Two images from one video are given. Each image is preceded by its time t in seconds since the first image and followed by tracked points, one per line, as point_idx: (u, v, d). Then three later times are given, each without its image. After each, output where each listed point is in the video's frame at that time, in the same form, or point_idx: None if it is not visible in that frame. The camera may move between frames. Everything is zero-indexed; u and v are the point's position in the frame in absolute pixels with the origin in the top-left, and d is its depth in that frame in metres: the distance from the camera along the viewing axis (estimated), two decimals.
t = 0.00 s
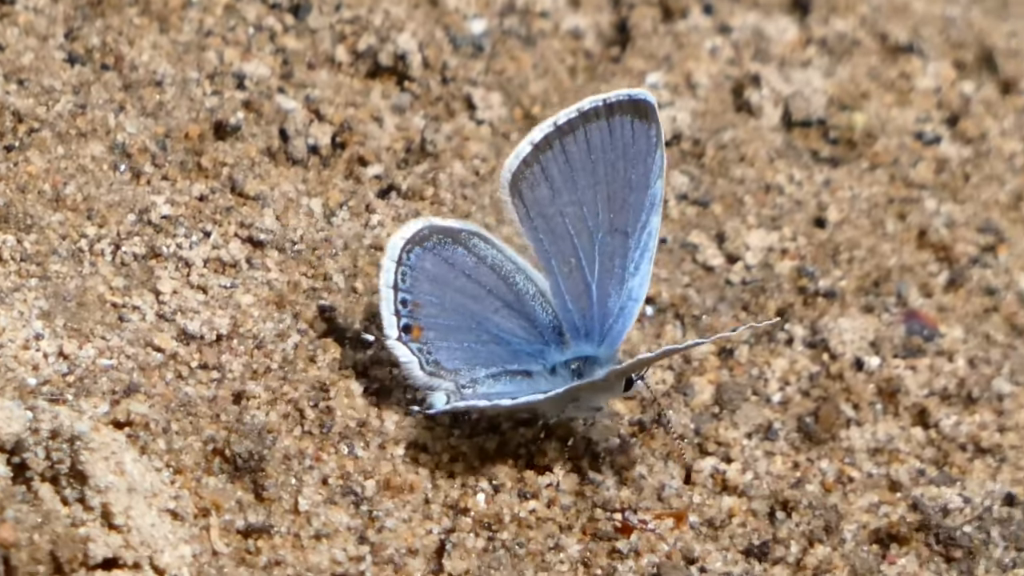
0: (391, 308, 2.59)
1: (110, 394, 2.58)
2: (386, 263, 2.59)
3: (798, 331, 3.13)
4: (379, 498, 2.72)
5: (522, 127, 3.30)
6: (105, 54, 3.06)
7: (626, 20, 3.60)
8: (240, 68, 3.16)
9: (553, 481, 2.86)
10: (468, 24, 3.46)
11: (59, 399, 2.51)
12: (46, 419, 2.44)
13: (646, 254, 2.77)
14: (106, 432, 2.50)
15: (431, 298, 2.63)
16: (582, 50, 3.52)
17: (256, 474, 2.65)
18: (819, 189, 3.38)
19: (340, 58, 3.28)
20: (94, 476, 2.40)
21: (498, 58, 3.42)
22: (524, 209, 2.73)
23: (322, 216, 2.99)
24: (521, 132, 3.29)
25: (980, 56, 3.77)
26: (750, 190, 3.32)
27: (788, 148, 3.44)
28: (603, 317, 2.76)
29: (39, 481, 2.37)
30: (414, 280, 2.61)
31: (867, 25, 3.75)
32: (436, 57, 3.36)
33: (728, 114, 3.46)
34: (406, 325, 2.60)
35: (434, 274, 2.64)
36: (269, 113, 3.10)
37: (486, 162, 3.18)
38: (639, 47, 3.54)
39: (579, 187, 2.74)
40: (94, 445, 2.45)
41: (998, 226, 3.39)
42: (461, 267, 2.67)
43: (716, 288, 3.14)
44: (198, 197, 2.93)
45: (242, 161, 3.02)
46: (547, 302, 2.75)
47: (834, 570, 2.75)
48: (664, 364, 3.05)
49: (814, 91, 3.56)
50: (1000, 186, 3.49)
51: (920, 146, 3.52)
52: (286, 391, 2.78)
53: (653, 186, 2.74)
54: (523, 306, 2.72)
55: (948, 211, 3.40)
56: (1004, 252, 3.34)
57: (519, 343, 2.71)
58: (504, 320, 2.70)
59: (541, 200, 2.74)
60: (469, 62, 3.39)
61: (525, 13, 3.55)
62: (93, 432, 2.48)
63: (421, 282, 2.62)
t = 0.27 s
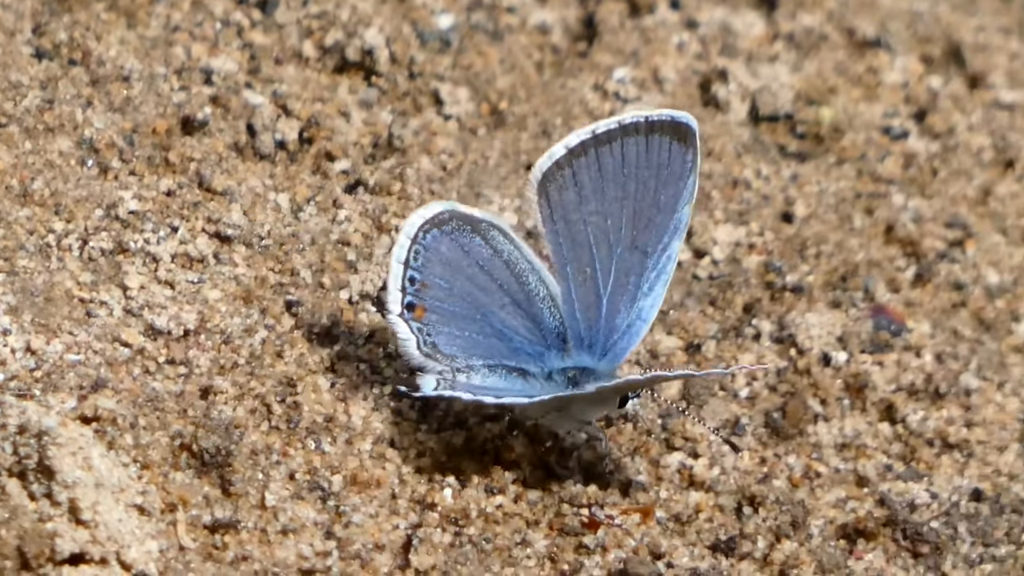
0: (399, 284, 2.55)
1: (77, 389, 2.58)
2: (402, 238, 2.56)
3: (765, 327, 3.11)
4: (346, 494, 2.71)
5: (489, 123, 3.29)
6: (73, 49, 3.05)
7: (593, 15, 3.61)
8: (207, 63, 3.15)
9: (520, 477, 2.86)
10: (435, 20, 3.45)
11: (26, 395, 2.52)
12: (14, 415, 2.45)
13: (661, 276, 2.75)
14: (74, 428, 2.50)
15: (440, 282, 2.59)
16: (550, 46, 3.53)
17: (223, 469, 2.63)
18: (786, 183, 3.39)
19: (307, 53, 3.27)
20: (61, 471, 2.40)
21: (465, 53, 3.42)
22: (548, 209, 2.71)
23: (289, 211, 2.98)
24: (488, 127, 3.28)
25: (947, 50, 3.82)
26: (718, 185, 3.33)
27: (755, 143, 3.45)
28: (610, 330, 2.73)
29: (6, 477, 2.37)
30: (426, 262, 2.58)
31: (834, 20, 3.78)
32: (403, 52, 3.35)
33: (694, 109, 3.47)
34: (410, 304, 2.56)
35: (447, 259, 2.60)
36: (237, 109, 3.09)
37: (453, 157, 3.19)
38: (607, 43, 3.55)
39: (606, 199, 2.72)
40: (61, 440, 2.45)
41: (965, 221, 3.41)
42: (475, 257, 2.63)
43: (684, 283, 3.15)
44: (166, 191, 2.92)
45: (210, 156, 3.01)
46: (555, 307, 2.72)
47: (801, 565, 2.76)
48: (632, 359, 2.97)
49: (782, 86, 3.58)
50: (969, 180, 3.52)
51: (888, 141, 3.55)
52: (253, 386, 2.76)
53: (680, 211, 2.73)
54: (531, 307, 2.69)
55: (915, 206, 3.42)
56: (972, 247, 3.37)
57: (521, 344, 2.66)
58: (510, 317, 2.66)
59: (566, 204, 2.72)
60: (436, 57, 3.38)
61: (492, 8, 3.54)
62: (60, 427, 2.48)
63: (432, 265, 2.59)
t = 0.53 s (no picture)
0: (406, 282, 2.62)
1: (46, 384, 2.50)
2: (417, 239, 2.65)
3: (734, 321, 3.13)
4: (314, 489, 2.63)
5: (457, 117, 3.32)
6: (41, 44, 3.03)
7: (560, 10, 3.67)
8: (175, 58, 3.15)
9: (488, 472, 2.85)
10: (403, 14, 3.48)
11: None
12: None
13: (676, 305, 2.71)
14: (41, 423, 2.42)
15: (449, 287, 2.64)
16: (518, 40, 3.56)
17: (192, 465, 2.56)
18: (754, 177, 3.41)
19: (275, 48, 3.29)
20: (30, 467, 2.31)
21: (433, 47, 3.45)
22: (569, 227, 2.75)
23: (257, 206, 2.97)
24: (455, 122, 3.30)
25: (913, 46, 3.91)
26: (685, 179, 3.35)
27: (723, 137, 3.46)
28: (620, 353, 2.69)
29: None
30: (438, 265, 2.65)
31: (802, 15, 3.88)
32: (370, 47, 3.37)
33: (662, 103, 3.49)
34: (416, 304, 2.61)
35: (460, 266, 2.67)
36: (205, 103, 3.09)
37: (421, 152, 3.19)
38: (574, 37, 3.60)
39: (626, 222, 2.73)
40: (29, 436, 2.36)
41: (933, 215, 3.46)
42: (491, 268, 2.69)
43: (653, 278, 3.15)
44: (133, 186, 2.90)
45: (177, 151, 2.99)
46: (568, 326, 2.72)
47: (770, 560, 2.74)
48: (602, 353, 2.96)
49: (749, 80, 3.62)
50: (936, 174, 3.57)
51: (855, 135, 3.60)
52: (221, 380, 2.71)
53: (700, 240, 2.71)
54: (543, 322, 2.70)
55: (883, 200, 3.47)
56: (939, 241, 3.41)
57: (527, 357, 2.66)
58: (519, 330, 2.67)
59: (587, 224, 2.75)
60: (404, 52, 3.40)
61: (460, 3, 3.58)
62: (28, 423, 2.39)
63: (443, 269, 2.65)
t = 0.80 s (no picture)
0: (405, 308, 2.60)
1: (17, 379, 2.51)
2: (414, 264, 2.62)
3: (704, 317, 3.15)
4: (285, 484, 2.63)
5: (428, 112, 3.34)
6: (11, 39, 3.03)
7: (531, 5, 3.69)
8: (146, 53, 3.13)
9: (459, 467, 2.85)
10: (374, 9, 3.51)
11: None
12: None
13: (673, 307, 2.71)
14: (12, 418, 2.44)
15: (449, 309, 2.63)
16: (488, 35, 3.59)
17: (162, 460, 2.55)
18: (725, 172, 3.44)
19: (246, 43, 3.28)
20: None
21: (403, 42, 3.48)
22: (562, 240, 2.75)
23: (227, 201, 2.96)
24: (426, 117, 3.33)
25: (885, 40, 3.93)
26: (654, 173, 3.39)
27: (693, 132, 3.50)
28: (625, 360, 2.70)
29: None
30: (436, 288, 2.63)
31: (773, 10, 3.91)
32: (341, 42, 3.40)
33: (633, 98, 3.52)
34: (417, 328, 2.59)
35: (459, 287, 2.65)
36: (176, 99, 3.08)
37: (391, 147, 3.20)
38: (545, 32, 3.64)
39: (617, 228, 2.73)
40: None
41: (904, 210, 3.48)
42: (489, 287, 2.68)
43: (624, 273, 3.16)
44: (104, 181, 2.88)
45: (149, 147, 2.97)
46: (571, 338, 2.73)
47: (740, 555, 2.74)
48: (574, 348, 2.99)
49: (719, 75, 3.65)
50: (907, 169, 3.59)
51: (826, 130, 3.63)
52: (191, 375, 2.70)
53: (691, 239, 2.72)
54: (546, 336, 2.70)
55: (853, 195, 3.49)
56: (910, 236, 3.42)
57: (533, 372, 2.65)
58: (522, 345, 2.67)
59: (580, 234, 2.75)
60: (375, 47, 3.43)
61: None
62: None
63: (442, 291, 2.63)
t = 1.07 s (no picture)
0: (392, 320, 2.60)
1: None
2: (395, 273, 2.61)
3: (677, 312, 3.17)
4: (259, 479, 2.63)
5: (401, 108, 3.35)
6: None
7: (504, 1, 3.71)
8: (119, 48, 3.11)
9: (433, 462, 2.84)
10: (348, 5, 3.51)
11: None
12: None
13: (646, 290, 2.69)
14: None
15: (436, 316, 2.64)
16: (461, 31, 3.61)
17: (136, 455, 2.54)
18: (698, 168, 3.44)
19: (219, 39, 3.28)
20: None
21: (376, 37, 3.49)
22: (520, 244, 2.71)
23: (201, 196, 2.95)
24: (399, 113, 3.34)
25: (859, 35, 3.94)
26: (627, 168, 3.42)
27: (667, 128, 3.51)
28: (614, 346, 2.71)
29: None
30: (421, 296, 2.63)
31: (746, 5, 3.93)
32: (314, 37, 3.40)
33: (606, 93, 3.55)
34: (405, 339, 2.61)
35: (443, 292, 2.65)
36: (149, 94, 3.06)
37: (365, 143, 3.21)
38: (517, 27, 3.66)
39: (573, 222, 2.70)
40: None
41: (877, 206, 3.48)
42: (474, 289, 2.68)
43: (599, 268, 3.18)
44: (78, 177, 2.86)
45: (122, 142, 2.96)
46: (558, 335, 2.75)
47: (715, 549, 2.75)
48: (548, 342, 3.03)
49: (693, 70, 3.67)
50: (881, 164, 3.59)
51: (799, 125, 3.63)
52: (165, 370, 2.68)
53: (648, 220, 2.67)
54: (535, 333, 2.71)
55: (827, 190, 3.50)
56: (883, 231, 3.43)
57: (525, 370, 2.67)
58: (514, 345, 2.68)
59: (536, 236, 2.71)
60: (348, 42, 3.44)
61: None
62: None
63: (428, 298, 2.64)
